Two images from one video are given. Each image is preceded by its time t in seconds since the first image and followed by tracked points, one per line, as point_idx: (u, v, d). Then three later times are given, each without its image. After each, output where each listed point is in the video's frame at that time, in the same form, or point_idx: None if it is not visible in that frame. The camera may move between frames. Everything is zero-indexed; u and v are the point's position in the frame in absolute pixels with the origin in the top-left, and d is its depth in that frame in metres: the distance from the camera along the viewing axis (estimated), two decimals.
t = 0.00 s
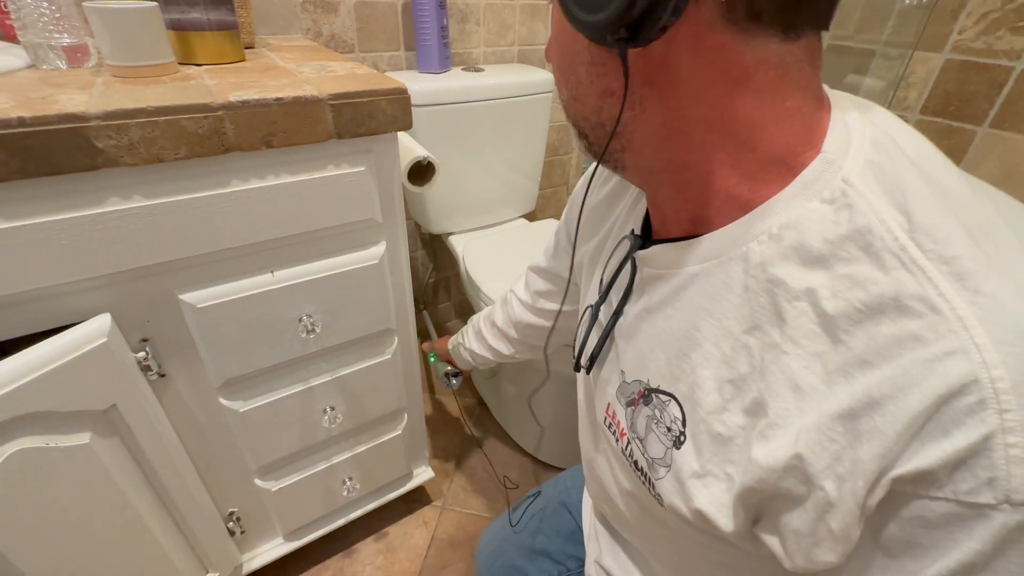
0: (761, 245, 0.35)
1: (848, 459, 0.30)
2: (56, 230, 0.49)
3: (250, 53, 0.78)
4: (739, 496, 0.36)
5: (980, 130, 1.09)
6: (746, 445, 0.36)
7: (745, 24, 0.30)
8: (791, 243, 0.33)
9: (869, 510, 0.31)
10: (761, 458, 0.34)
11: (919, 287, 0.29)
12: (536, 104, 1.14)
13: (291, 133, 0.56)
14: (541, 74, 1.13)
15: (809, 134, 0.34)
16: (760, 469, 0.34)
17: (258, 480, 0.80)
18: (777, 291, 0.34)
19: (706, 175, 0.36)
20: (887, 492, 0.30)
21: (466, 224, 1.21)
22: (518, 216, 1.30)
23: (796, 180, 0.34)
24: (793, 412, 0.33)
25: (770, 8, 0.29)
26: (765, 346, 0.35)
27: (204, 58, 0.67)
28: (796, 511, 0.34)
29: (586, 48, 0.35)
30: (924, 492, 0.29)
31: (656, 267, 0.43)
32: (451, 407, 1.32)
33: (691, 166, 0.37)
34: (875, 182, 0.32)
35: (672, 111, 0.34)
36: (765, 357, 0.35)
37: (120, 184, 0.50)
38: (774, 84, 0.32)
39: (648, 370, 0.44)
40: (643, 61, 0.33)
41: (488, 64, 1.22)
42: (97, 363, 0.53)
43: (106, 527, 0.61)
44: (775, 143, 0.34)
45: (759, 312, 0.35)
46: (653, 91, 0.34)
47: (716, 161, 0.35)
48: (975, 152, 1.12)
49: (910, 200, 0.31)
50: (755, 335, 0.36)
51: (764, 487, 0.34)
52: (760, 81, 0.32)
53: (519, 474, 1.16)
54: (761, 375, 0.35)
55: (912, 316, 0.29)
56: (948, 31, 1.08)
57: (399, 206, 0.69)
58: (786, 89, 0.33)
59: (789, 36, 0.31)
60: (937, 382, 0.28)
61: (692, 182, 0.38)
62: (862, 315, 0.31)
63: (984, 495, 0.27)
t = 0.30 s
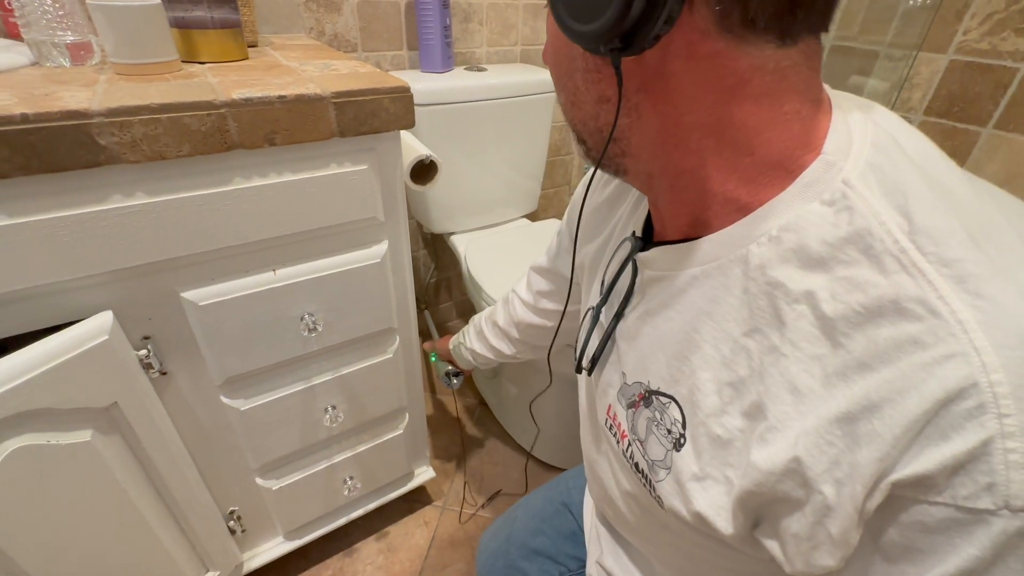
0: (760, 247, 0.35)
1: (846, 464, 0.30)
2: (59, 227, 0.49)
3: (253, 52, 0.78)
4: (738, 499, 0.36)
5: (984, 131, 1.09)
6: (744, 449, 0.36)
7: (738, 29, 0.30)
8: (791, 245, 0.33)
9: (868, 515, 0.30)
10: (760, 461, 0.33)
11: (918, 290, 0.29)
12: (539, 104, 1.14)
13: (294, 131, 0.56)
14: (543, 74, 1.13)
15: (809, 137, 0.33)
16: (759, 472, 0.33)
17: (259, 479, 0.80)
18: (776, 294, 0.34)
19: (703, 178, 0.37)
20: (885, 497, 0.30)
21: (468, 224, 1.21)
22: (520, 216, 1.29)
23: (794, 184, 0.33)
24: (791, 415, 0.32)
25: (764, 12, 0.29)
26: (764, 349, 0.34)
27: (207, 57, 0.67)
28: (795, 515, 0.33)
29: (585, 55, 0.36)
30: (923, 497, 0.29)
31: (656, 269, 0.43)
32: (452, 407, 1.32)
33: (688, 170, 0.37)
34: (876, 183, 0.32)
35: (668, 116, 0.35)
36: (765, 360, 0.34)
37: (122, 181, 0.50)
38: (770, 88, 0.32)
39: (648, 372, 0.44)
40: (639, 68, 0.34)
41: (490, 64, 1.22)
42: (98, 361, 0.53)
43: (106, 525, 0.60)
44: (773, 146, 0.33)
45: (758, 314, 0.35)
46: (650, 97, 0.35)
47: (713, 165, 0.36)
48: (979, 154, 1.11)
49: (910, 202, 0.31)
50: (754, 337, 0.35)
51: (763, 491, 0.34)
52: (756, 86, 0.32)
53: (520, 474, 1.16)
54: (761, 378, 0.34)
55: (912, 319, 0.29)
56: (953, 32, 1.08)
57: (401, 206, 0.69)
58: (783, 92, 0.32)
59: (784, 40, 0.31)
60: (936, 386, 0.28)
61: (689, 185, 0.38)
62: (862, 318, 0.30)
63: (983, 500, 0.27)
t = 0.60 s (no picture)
0: (757, 252, 0.35)
1: (842, 470, 0.30)
2: (64, 226, 0.49)
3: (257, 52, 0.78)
4: (735, 505, 0.36)
5: (988, 134, 1.09)
6: (741, 455, 0.36)
7: (733, 34, 0.30)
8: (787, 250, 0.33)
9: (864, 522, 0.30)
10: (756, 468, 0.33)
11: (914, 296, 0.29)
12: (541, 105, 1.14)
13: (297, 131, 0.56)
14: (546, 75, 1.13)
15: (806, 142, 0.33)
16: (755, 479, 0.33)
17: (260, 478, 0.80)
18: (772, 300, 0.34)
19: (698, 182, 0.36)
20: (881, 504, 0.29)
21: (470, 225, 1.22)
22: (522, 218, 1.30)
23: (791, 188, 0.33)
24: (788, 421, 0.32)
25: (760, 17, 0.29)
26: (761, 355, 0.34)
27: (212, 57, 0.67)
28: (792, 522, 0.33)
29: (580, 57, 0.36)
30: (918, 505, 0.29)
31: (654, 274, 0.43)
32: (454, 408, 1.32)
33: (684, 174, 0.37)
34: (872, 186, 0.32)
35: (663, 119, 0.34)
36: (761, 365, 0.34)
37: (127, 179, 0.51)
38: (767, 93, 0.32)
39: (646, 376, 0.43)
40: (635, 71, 0.34)
41: (493, 65, 1.22)
42: (101, 359, 0.53)
43: (107, 523, 0.61)
44: (770, 151, 0.33)
45: (755, 319, 0.35)
46: (645, 101, 0.34)
47: (708, 169, 0.35)
48: (984, 156, 1.11)
49: (907, 205, 0.31)
50: (751, 343, 0.35)
51: (759, 497, 0.34)
52: (751, 91, 0.32)
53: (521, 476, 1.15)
54: (757, 384, 0.34)
55: (907, 325, 0.29)
56: (957, 34, 1.08)
57: (403, 206, 0.70)
58: (780, 97, 0.32)
59: (781, 44, 0.30)
60: (931, 393, 0.27)
61: (685, 188, 0.38)
62: (858, 324, 0.30)
63: (979, 508, 0.27)
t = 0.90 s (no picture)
0: (752, 257, 0.34)
1: (836, 478, 0.30)
2: (69, 224, 0.49)
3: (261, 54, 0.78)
4: (731, 510, 0.35)
5: (990, 136, 1.09)
6: (737, 461, 0.36)
7: (727, 38, 0.30)
8: (781, 255, 0.33)
9: (858, 529, 0.30)
10: (751, 474, 0.33)
11: (907, 301, 0.28)
12: (543, 107, 1.14)
13: (300, 132, 0.57)
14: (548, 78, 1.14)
15: (801, 146, 0.33)
16: (749, 485, 0.33)
17: (261, 479, 0.80)
18: (767, 306, 0.33)
19: (693, 186, 0.37)
20: (875, 511, 0.29)
21: (472, 226, 1.22)
22: (523, 220, 1.30)
23: (786, 193, 0.33)
24: (783, 427, 0.32)
25: (754, 20, 0.29)
26: (756, 361, 0.34)
27: (215, 59, 0.68)
28: (788, 529, 0.33)
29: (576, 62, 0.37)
30: (913, 512, 0.28)
31: (650, 279, 0.43)
32: (454, 410, 1.32)
33: (679, 178, 0.37)
34: (865, 190, 0.31)
35: (658, 124, 0.35)
36: (756, 371, 0.34)
37: (131, 180, 0.51)
38: (761, 97, 0.32)
39: (643, 381, 0.44)
40: (630, 76, 0.34)
41: (495, 68, 1.22)
42: (103, 358, 0.54)
43: (109, 523, 0.61)
44: (765, 155, 0.33)
45: (750, 325, 0.35)
46: (640, 105, 0.35)
47: (703, 174, 0.35)
48: (986, 159, 1.11)
49: (900, 211, 0.30)
50: (746, 349, 0.35)
51: (753, 503, 0.34)
52: (746, 95, 0.32)
53: (522, 478, 1.15)
54: (752, 391, 0.34)
55: (900, 332, 0.28)
56: (959, 37, 1.08)
57: (405, 207, 0.70)
58: (774, 101, 0.32)
59: (774, 48, 0.30)
60: (923, 401, 0.27)
61: (680, 193, 0.38)
62: (851, 330, 0.30)
63: (972, 516, 0.26)
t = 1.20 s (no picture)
0: (747, 268, 0.35)
1: (827, 489, 0.30)
2: (79, 229, 0.50)
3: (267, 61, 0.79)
4: (727, 517, 0.36)
5: (991, 142, 1.09)
6: (733, 468, 0.36)
7: (720, 56, 0.30)
8: (774, 267, 0.33)
9: (851, 540, 0.31)
10: (746, 483, 0.34)
11: (896, 315, 0.29)
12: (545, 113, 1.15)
13: (306, 138, 0.57)
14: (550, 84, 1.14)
15: (793, 159, 0.33)
16: (745, 493, 0.34)
17: (265, 482, 0.81)
18: (761, 318, 0.34)
19: (687, 199, 0.37)
20: (867, 521, 0.30)
21: (475, 231, 1.22)
22: (525, 224, 1.30)
23: (779, 205, 0.33)
24: (777, 437, 0.33)
25: (746, 37, 0.29)
26: (751, 371, 0.35)
27: (222, 66, 0.69)
28: (782, 538, 0.34)
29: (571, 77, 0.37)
30: (905, 523, 0.29)
31: (648, 288, 0.43)
32: (457, 414, 1.32)
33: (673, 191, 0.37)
34: (857, 202, 0.31)
35: (652, 138, 0.35)
36: (751, 382, 0.35)
37: (141, 186, 0.52)
38: (754, 112, 0.32)
39: (642, 390, 0.44)
40: (623, 93, 0.34)
41: (498, 74, 1.23)
42: (110, 361, 0.54)
43: (115, 526, 0.61)
44: (759, 168, 0.33)
45: (745, 335, 0.35)
46: (635, 121, 0.35)
47: (698, 187, 0.36)
48: (987, 164, 1.12)
49: (891, 224, 0.30)
50: (742, 359, 0.35)
51: (748, 512, 0.34)
52: (739, 111, 0.32)
53: (524, 482, 1.15)
54: (748, 401, 0.35)
55: (889, 345, 0.29)
56: (959, 43, 1.09)
57: (409, 212, 0.70)
58: (768, 115, 0.32)
59: (768, 64, 0.30)
60: (911, 413, 0.27)
61: (676, 205, 0.38)
62: (842, 343, 0.30)
63: (961, 528, 0.27)
